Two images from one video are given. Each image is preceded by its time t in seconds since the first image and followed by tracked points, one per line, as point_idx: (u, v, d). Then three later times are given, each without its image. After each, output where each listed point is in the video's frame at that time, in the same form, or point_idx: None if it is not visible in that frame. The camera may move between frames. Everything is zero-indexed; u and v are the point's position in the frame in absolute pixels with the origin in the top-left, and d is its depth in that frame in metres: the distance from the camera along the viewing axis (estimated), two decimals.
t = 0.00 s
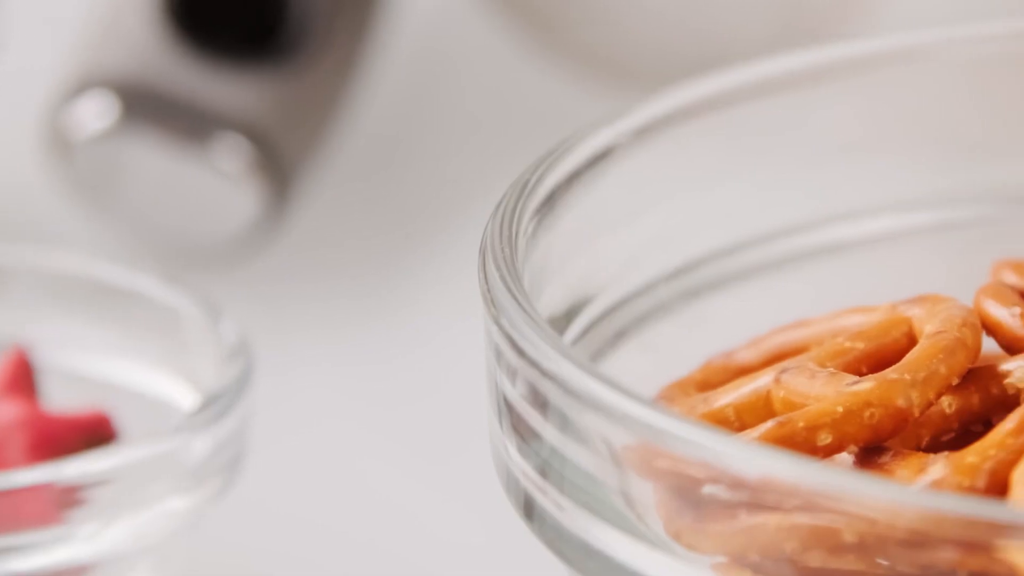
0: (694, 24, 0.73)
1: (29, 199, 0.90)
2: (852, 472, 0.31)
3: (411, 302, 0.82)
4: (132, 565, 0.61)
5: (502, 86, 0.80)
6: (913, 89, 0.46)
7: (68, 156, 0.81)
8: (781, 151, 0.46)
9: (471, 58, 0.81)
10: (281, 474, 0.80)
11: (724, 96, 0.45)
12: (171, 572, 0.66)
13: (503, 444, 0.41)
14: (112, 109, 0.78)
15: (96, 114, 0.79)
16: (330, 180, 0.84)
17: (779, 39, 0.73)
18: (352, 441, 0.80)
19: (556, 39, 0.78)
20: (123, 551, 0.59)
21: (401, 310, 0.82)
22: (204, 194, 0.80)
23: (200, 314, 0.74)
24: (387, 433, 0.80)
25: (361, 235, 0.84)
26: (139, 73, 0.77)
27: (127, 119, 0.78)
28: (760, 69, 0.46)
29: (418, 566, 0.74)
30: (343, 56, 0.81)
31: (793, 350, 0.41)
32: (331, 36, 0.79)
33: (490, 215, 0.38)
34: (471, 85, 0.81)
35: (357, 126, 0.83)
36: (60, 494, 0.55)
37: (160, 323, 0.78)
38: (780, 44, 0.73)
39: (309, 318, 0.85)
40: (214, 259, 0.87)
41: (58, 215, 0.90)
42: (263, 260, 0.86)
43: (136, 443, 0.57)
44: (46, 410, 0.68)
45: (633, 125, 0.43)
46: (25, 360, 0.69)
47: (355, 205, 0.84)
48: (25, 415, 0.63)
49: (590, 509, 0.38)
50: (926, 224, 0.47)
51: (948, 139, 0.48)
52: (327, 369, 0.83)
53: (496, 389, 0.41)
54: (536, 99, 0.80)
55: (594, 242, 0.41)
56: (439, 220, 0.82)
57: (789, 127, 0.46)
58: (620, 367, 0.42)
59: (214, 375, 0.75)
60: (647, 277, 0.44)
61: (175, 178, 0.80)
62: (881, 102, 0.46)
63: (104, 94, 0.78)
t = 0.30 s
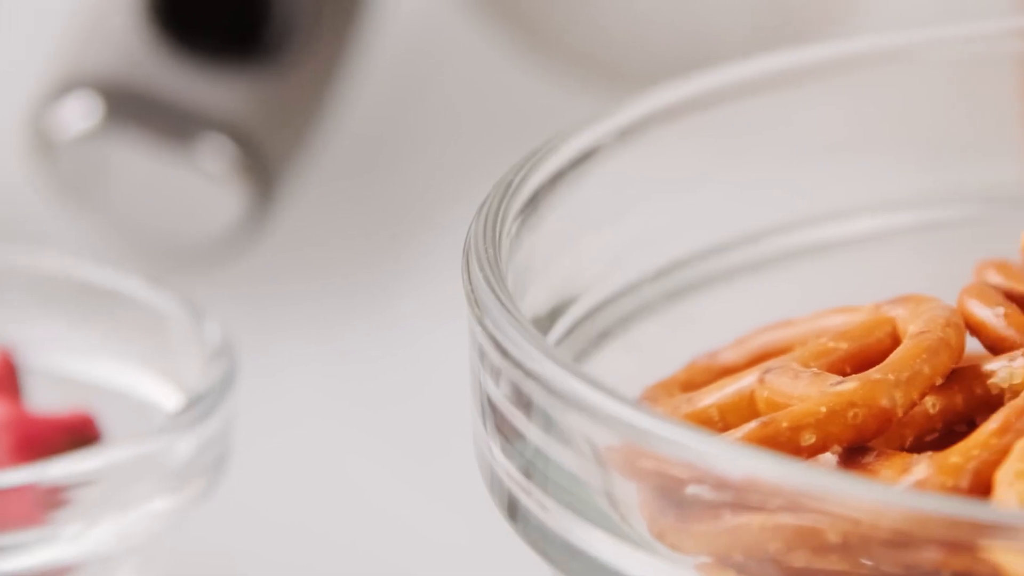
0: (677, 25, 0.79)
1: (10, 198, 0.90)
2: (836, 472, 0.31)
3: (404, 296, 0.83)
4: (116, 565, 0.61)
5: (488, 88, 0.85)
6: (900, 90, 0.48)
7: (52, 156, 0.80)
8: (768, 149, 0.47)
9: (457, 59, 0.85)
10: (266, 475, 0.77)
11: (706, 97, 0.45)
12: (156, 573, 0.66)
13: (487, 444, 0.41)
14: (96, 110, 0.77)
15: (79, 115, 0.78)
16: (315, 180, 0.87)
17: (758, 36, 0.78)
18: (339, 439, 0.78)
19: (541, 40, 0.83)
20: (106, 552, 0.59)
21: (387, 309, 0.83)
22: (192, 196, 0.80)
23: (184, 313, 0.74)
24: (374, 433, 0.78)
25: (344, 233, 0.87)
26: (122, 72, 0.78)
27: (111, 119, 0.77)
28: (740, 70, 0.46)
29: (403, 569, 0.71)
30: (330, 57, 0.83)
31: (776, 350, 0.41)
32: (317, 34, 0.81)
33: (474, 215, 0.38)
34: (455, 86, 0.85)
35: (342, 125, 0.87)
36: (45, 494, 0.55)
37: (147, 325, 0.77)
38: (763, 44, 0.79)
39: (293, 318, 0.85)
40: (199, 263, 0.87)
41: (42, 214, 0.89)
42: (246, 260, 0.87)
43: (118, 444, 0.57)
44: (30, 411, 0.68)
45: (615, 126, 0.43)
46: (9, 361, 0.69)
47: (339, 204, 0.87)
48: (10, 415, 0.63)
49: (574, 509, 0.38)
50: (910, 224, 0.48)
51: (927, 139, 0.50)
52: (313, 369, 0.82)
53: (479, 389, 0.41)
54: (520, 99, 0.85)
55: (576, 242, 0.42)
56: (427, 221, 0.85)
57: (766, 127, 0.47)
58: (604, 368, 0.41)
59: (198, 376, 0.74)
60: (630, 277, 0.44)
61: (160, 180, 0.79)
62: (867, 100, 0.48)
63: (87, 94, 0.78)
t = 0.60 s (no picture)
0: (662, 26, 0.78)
1: None
2: (817, 473, 0.31)
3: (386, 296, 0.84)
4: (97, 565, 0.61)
5: (468, 89, 0.84)
6: (888, 89, 0.48)
7: (32, 157, 0.79)
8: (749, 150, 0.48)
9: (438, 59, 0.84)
10: (248, 475, 0.78)
11: (692, 96, 0.45)
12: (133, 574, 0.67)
13: (469, 446, 0.41)
14: (78, 110, 0.77)
15: (61, 116, 0.77)
16: (297, 179, 0.86)
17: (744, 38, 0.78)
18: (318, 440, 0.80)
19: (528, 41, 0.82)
20: (88, 551, 0.59)
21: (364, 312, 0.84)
22: (174, 196, 0.80)
23: (163, 311, 0.74)
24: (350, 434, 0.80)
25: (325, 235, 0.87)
26: (104, 75, 0.76)
27: (92, 121, 0.77)
28: (726, 70, 0.46)
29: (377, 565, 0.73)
30: (310, 57, 0.82)
31: (758, 351, 0.41)
32: (297, 36, 0.80)
33: (456, 215, 0.38)
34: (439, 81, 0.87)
35: (324, 126, 0.85)
36: (26, 496, 0.54)
37: (126, 322, 0.77)
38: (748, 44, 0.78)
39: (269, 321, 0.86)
40: (186, 262, 0.86)
41: (26, 215, 0.89)
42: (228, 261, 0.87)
43: (100, 445, 0.57)
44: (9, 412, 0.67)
45: (596, 127, 0.43)
46: None
47: (322, 204, 0.86)
48: None
49: (555, 510, 0.38)
50: (893, 224, 0.48)
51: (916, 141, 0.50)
52: (292, 369, 0.83)
53: (461, 391, 0.40)
54: (502, 101, 0.84)
55: (560, 242, 0.42)
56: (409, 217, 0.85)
57: (749, 127, 0.47)
58: (586, 368, 0.42)
59: (179, 377, 0.74)
60: (612, 277, 0.44)
61: (142, 181, 0.79)
62: (853, 102, 0.48)
63: (70, 96, 0.77)
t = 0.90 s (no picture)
0: (651, 28, 0.76)
1: None
2: (799, 474, 0.31)
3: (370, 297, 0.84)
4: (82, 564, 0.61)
5: (454, 87, 0.83)
6: (876, 90, 0.48)
7: (16, 157, 0.81)
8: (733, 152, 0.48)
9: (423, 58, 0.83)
10: (235, 475, 0.80)
11: (678, 97, 0.45)
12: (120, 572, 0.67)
13: (452, 447, 0.41)
14: (61, 111, 0.78)
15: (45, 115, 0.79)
16: (285, 178, 0.85)
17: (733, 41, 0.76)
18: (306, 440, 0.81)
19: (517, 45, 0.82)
20: (72, 552, 0.59)
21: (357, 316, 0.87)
22: (158, 197, 0.81)
23: (144, 311, 0.75)
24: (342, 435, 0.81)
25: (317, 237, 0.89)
26: (88, 73, 0.77)
27: (76, 121, 0.78)
28: (710, 70, 0.46)
29: (364, 569, 0.75)
30: (297, 57, 0.82)
31: (742, 352, 0.41)
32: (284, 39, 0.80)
33: (439, 215, 0.38)
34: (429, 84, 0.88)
35: (309, 124, 0.85)
36: (11, 496, 0.54)
37: (109, 323, 0.77)
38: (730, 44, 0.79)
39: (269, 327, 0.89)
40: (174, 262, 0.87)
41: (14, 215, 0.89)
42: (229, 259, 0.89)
43: (85, 445, 0.56)
44: None
45: (579, 128, 0.43)
46: None
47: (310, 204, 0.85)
48: None
49: (539, 511, 0.38)
50: (870, 225, 0.48)
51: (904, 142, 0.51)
52: (286, 369, 0.84)
53: (445, 391, 0.40)
54: (486, 99, 0.83)
55: (543, 243, 0.42)
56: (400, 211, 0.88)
57: (731, 128, 0.47)
58: (569, 369, 0.42)
59: (162, 377, 0.74)
60: (596, 277, 0.44)
61: (123, 183, 0.81)
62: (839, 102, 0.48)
63: (53, 96, 0.78)
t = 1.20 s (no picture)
0: (627, 25, 0.78)
1: None
2: (781, 474, 0.31)
3: (357, 297, 0.85)
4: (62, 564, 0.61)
5: (436, 86, 0.84)
6: (850, 86, 0.48)
7: None
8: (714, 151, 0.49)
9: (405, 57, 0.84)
10: (218, 475, 0.82)
11: (661, 96, 0.45)
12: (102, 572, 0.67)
13: (435, 447, 0.41)
14: (44, 111, 0.78)
15: (27, 116, 0.78)
16: (267, 178, 0.87)
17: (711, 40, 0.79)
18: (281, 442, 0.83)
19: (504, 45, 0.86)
20: (55, 552, 0.59)
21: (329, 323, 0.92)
22: (144, 197, 0.81)
23: (127, 313, 0.75)
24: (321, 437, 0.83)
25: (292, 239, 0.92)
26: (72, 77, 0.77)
27: (59, 122, 0.78)
28: (693, 69, 0.46)
29: (347, 569, 0.76)
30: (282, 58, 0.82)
31: (724, 351, 0.41)
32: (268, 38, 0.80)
33: (422, 216, 0.38)
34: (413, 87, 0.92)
35: (292, 124, 0.86)
36: None
37: (90, 323, 0.78)
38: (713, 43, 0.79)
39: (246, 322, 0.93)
40: (156, 262, 0.88)
41: None
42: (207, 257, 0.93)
43: (66, 446, 0.57)
44: None
45: (562, 128, 0.43)
46: None
47: (287, 207, 0.87)
48: None
49: (521, 511, 0.38)
50: (853, 225, 0.48)
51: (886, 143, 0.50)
52: (260, 372, 0.86)
53: (427, 392, 0.40)
54: (469, 99, 0.85)
55: (525, 244, 0.42)
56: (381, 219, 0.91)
57: (711, 127, 0.47)
58: (551, 369, 0.42)
59: (146, 378, 0.74)
60: (577, 278, 0.44)
61: (113, 183, 0.81)
62: (823, 101, 0.48)
63: (35, 97, 0.78)
